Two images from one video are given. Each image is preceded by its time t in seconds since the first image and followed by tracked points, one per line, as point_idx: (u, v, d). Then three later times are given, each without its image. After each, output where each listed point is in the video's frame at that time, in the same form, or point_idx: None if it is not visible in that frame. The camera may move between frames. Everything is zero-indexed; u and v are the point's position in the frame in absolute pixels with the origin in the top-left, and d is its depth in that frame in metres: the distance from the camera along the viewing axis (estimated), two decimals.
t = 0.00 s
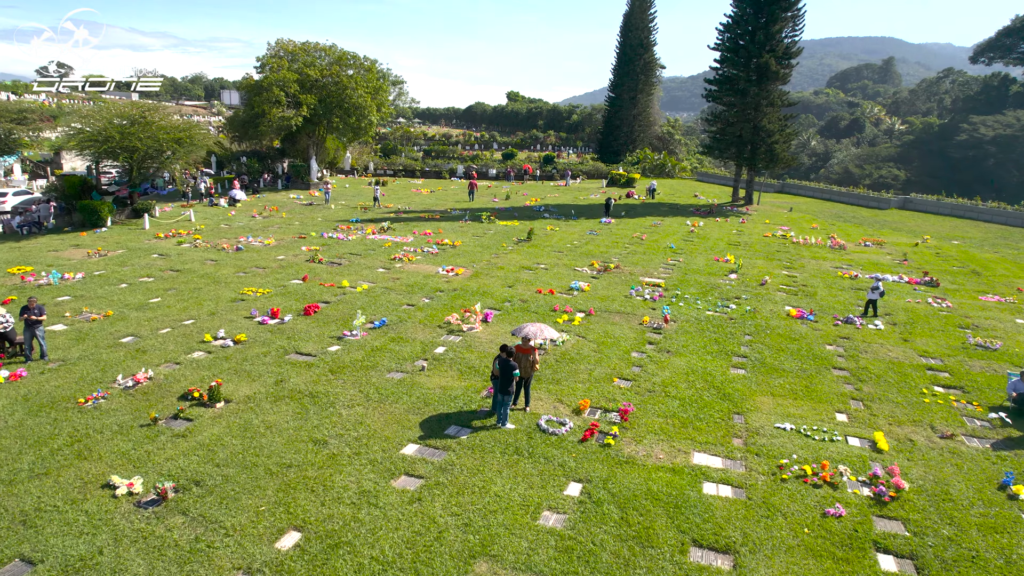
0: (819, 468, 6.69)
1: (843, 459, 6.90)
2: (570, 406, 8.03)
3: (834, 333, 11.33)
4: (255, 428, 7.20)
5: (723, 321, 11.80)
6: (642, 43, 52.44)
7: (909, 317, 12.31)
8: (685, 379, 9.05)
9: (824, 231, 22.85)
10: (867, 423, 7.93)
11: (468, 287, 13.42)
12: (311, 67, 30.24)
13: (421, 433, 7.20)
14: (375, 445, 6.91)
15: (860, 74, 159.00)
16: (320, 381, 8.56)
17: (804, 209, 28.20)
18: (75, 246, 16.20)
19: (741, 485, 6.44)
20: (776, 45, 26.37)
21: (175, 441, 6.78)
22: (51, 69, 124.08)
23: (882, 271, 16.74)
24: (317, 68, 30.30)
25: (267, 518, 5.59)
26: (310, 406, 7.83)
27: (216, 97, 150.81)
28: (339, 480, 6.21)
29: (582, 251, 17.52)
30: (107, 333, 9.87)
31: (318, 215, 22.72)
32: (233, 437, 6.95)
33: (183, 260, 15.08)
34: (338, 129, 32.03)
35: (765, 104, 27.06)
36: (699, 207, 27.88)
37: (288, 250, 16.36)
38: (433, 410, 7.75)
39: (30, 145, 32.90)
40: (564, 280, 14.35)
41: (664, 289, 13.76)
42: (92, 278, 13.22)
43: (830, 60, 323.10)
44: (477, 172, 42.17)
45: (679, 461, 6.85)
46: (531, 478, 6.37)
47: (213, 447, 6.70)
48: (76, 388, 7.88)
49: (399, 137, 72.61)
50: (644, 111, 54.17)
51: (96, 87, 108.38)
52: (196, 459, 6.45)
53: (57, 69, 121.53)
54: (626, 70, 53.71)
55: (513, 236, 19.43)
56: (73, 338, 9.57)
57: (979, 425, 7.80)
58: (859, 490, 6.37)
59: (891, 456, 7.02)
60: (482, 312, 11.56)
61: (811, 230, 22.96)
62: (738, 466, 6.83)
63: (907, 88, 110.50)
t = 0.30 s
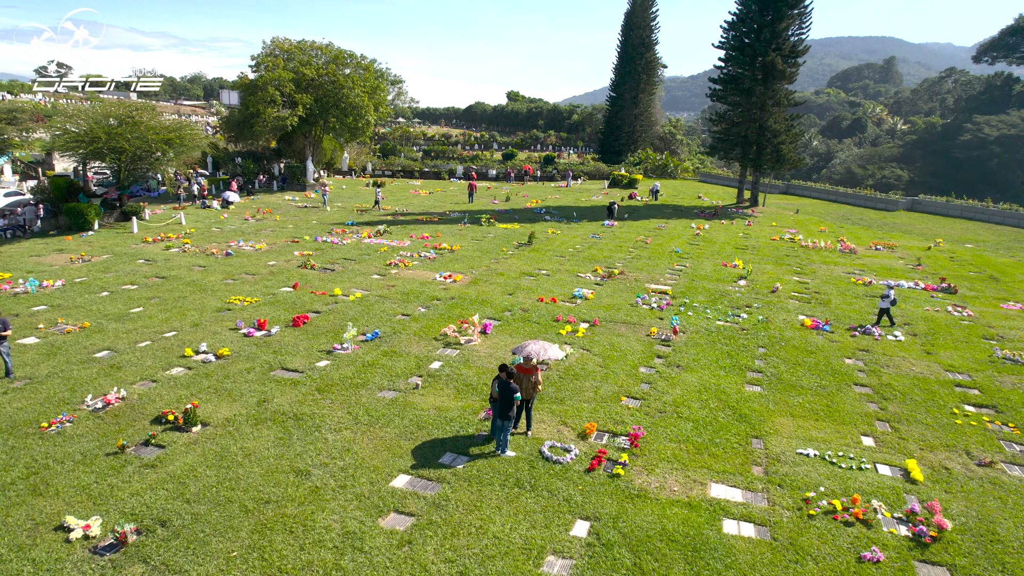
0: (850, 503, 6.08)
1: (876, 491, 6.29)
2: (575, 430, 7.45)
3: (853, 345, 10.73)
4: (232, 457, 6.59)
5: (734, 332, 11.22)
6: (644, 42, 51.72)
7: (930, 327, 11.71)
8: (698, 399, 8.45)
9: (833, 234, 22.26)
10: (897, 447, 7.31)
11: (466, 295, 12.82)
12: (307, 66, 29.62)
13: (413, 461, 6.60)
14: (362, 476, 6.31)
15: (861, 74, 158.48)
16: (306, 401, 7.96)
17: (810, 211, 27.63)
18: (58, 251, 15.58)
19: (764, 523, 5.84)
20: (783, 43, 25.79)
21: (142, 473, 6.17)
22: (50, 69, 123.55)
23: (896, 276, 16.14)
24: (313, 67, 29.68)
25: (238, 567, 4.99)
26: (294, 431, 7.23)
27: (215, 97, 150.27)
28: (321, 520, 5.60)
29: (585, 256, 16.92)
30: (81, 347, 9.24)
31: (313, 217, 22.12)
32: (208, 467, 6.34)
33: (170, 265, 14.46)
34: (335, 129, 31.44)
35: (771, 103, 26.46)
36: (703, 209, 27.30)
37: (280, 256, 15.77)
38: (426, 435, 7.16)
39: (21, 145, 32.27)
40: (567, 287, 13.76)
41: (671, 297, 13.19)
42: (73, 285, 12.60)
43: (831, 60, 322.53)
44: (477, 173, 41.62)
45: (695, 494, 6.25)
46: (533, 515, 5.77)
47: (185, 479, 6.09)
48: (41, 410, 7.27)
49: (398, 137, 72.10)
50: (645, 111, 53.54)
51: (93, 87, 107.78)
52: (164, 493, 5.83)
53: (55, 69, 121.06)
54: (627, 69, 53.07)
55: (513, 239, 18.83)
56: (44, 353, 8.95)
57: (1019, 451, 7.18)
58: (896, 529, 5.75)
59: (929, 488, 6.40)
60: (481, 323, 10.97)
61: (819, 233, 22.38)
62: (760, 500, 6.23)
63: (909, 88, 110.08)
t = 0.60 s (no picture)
0: (888, 546, 5.47)
1: (915, 531, 5.69)
2: (581, 458, 6.86)
3: (873, 358, 10.13)
4: (205, 491, 5.99)
5: (747, 344, 10.63)
6: (645, 41, 51.17)
7: (953, 338, 11.12)
8: (712, 421, 7.84)
9: (841, 238, 21.67)
10: (933, 476, 6.71)
11: (465, 303, 12.24)
12: (303, 65, 29.04)
13: (404, 496, 6.02)
14: (347, 514, 5.71)
15: (863, 74, 158.04)
16: (290, 424, 7.36)
17: (817, 213, 27.06)
18: (41, 256, 14.98)
19: (794, 570, 5.23)
20: (790, 41, 25.24)
21: (103, 511, 5.56)
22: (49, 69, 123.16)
23: (911, 282, 15.54)
24: (310, 66, 29.09)
25: None
26: (275, 459, 6.62)
27: (214, 96, 149.73)
28: (299, 569, 5.01)
29: (588, 261, 16.34)
30: (52, 362, 8.64)
31: (308, 220, 21.54)
32: (177, 503, 5.74)
33: (155, 272, 13.86)
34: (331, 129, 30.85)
35: (778, 103, 25.88)
36: (708, 211, 26.73)
37: (271, 262, 15.18)
38: (419, 464, 6.57)
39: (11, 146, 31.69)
40: (570, 295, 13.19)
41: (679, 306, 12.62)
42: (52, 293, 12.00)
43: (832, 59, 321.63)
44: (476, 174, 41.06)
45: (715, 535, 5.65)
46: (536, 561, 5.18)
47: (150, 519, 5.49)
48: None
49: (397, 137, 71.56)
50: (647, 111, 52.97)
51: (92, 87, 107.35)
52: (125, 537, 5.23)
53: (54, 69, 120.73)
54: (629, 69, 52.51)
55: (514, 244, 18.23)
56: (11, 370, 8.35)
57: None
58: None
59: (974, 528, 5.79)
60: (480, 335, 10.38)
61: (827, 237, 21.80)
62: (788, 541, 5.63)
63: (911, 88, 109.40)
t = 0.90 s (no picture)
0: None
1: None
2: (587, 490, 6.28)
3: (895, 372, 9.56)
4: (172, 532, 5.39)
5: (761, 358, 10.05)
6: (647, 40, 50.62)
7: (978, 350, 10.54)
8: (728, 446, 7.25)
9: (851, 241, 21.10)
10: (975, 511, 6.11)
11: (462, 313, 11.66)
12: (299, 63, 28.46)
13: (393, 537, 5.43)
14: (329, 561, 5.11)
15: (863, 74, 157.54)
16: (272, 451, 6.78)
17: (824, 216, 26.49)
18: (22, 262, 14.38)
19: None
20: (797, 40, 24.67)
21: (55, 559, 4.97)
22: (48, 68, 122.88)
23: (927, 289, 14.96)
24: (306, 65, 28.50)
25: None
26: (252, 493, 6.02)
27: (213, 96, 149.21)
28: None
29: (591, 267, 15.76)
30: (18, 380, 8.04)
31: (303, 223, 20.98)
32: (139, 548, 5.15)
33: (139, 279, 13.25)
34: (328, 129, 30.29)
35: (784, 103, 25.30)
36: (712, 213, 26.16)
37: (262, 268, 14.60)
38: (410, 499, 5.98)
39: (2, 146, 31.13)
40: (573, 303, 12.62)
41: (688, 316, 12.04)
42: (29, 302, 11.41)
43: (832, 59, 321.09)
44: (476, 174, 40.51)
45: None
46: None
47: (107, 568, 4.91)
48: None
49: (396, 137, 71.08)
50: (649, 111, 52.41)
51: (90, 86, 106.82)
52: None
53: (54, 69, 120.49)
54: (631, 68, 51.95)
55: (514, 248, 17.66)
56: None
57: None
58: None
59: None
60: (479, 349, 9.80)
61: (836, 240, 21.22)
62: None
63: (913, 88, 108.82)
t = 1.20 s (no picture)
0: None
1: None
2: (595, 529, 5.71)
3: (921, 388, 8.98)
4: None
5: (777, 373, 9.48)
6: (649, 40, 50.12)
7: (1005, 365, 9.97)
8: (747, 476, 6.67)
9: (860, 245, 20.53)
10: None
11: (460, 324, 11.08)
12: (295, 63, 27.90)
13: None
14: None
15: (864, 74, 157.11)
16: (251, 483, 6.19)
17: (830, 218, 25.95)
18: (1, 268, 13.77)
19: None
20: (804, 38, 24.10)
21: None
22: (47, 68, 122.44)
23: (943, 296, 14.38)
24: (302, 64, 27.95)
25: None
26: (225, 534, 5.43)
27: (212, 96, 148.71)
28: None
29: (594, 273, 15.19)
30: None
31: (297, 227, 20.41)
32: None
33: (123, 286, 12.65)
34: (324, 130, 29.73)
35: (791, 102, 24.74)
36: (717, 215, 25.61)
37: (252, 275, 14.02)
38: (400, 542, 5.40)
39: None
40: (576, 313, 12.06)
41: (697, 326, 11.48)
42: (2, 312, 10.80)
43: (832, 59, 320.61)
44: (475, 175, 39.98)
45: None
46: None
47: None
48: None
49: (396, 137, 70.56)
50: (651, 111, 51.87)
51: (88, 86, 106.34)
52: None
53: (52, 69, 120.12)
54: (632, 68, 51.41)
55: (514, 253, 17.09)
56: None
57: None
58: None
59: None
60: (477, 365, 9.23)
61: (845, 244, 20.65)
62: None
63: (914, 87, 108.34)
